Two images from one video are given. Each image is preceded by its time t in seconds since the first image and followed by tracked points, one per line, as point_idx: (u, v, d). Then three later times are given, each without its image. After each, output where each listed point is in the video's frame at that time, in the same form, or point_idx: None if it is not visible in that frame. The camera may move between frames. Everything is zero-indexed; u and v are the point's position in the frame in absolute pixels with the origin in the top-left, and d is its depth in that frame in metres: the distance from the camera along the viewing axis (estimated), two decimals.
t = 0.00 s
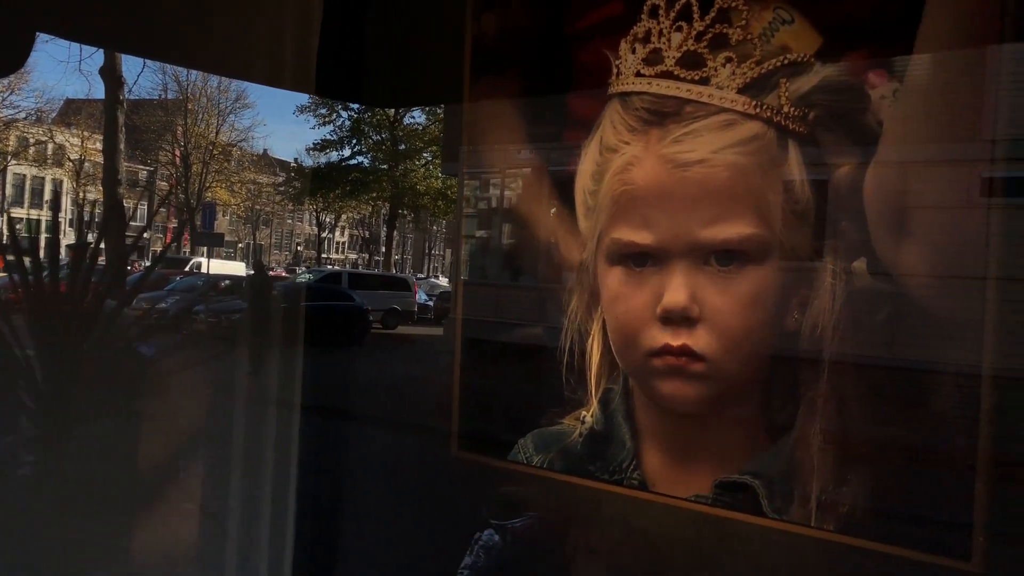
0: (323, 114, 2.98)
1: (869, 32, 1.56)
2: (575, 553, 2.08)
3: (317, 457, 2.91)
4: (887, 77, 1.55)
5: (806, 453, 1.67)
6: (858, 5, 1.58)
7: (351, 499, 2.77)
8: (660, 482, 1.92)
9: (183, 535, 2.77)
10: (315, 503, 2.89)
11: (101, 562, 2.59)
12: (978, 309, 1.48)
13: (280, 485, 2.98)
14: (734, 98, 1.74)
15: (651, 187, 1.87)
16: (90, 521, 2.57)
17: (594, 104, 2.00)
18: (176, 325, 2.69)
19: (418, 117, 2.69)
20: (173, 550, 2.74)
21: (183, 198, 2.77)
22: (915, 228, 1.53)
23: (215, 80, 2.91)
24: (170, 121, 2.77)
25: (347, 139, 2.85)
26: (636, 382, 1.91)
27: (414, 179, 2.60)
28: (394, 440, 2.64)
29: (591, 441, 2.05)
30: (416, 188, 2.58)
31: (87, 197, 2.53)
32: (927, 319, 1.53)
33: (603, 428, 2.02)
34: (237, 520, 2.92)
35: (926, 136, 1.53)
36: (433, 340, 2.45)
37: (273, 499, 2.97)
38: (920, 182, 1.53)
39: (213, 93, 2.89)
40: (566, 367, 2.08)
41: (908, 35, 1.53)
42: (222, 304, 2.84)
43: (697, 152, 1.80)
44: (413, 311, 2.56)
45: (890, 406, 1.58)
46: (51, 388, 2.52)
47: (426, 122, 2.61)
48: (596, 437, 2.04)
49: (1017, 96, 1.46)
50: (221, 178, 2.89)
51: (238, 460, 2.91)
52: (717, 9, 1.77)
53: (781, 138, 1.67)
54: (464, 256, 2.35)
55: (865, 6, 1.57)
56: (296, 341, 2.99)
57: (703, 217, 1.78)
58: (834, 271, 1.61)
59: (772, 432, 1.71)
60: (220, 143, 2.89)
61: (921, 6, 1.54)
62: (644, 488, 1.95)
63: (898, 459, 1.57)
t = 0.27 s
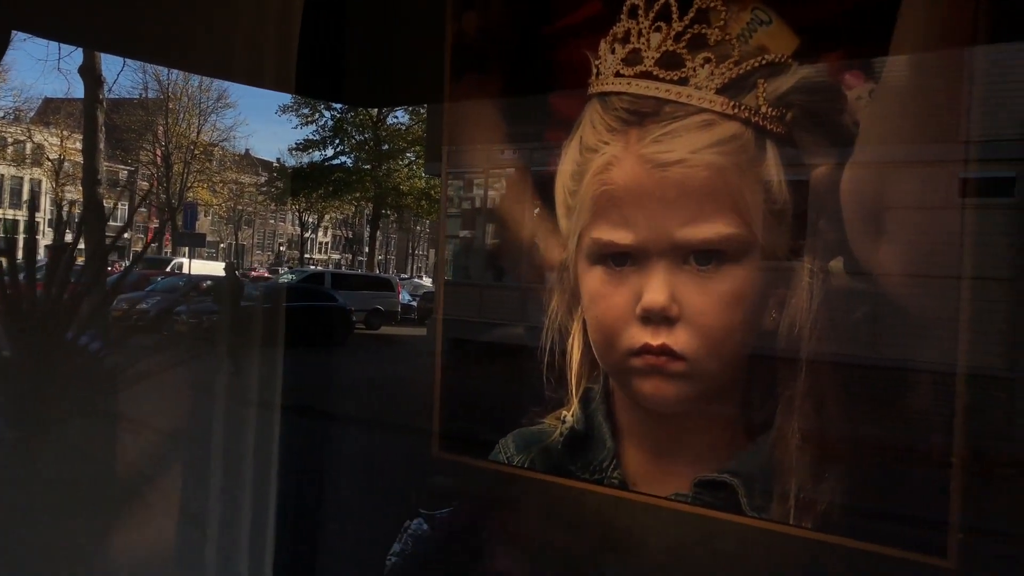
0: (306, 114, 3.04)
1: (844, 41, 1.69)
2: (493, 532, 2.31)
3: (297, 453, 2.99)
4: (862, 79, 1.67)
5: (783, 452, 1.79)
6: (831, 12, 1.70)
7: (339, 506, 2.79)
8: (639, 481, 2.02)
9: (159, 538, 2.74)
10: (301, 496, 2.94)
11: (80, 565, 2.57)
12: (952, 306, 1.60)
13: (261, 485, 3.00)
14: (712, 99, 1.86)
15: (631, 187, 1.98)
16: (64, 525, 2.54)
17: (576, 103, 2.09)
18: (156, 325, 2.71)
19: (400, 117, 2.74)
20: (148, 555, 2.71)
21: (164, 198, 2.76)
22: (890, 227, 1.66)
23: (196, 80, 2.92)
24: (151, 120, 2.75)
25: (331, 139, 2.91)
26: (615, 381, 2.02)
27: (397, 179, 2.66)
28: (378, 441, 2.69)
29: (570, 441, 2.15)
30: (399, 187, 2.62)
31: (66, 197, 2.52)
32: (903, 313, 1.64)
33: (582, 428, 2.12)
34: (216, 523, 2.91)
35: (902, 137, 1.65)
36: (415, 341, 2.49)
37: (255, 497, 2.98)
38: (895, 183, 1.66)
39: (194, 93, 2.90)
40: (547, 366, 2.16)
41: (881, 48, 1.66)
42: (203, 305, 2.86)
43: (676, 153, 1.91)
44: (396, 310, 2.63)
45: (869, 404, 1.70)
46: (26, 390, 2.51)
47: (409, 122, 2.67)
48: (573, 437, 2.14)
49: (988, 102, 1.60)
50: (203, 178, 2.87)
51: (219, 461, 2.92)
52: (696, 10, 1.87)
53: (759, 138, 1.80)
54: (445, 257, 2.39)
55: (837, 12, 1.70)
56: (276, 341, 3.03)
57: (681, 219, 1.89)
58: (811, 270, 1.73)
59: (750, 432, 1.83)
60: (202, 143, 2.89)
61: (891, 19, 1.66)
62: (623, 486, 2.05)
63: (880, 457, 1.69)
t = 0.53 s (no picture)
0: (290, 115, 3.08)
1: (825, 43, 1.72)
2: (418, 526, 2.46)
3: (280, 452, 3.03)
4: (843, 80, 1.71)
5: (766, 450, 1.82)
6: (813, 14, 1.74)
7: (327, 502, 2.85)
8: (623, 481, 2.04)
9: (144, 541, 2.73)
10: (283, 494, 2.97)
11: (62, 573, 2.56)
12: (931, 305, 1.64)
13: (245, 488, 2.98)
14: (695, 99, 1.88)
15: (615, 187, 1.99)
16: (54, 525, 2.54)
17: (560, 104, 2.10)
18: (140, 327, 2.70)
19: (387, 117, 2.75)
20: (134, 561, 2.71)
21: (147, 199, 2.74)
22: (871, 229, 1.69)
23: (179, 80, 2.91)
24: (133, 120, 2.73)
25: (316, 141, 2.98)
26: (599, 381, 2.04)
27: (383, 179, 2.66)
28: (363, 442, 2.69)
29: (556, 441, 2.16)
30: (386, 188, 2.62)
31: (49, 197, 2.48)
32: (883, 313, 1.68)
33: (568, 428, 2.13)
34: (200, 525, 2.88)
35: (883, 137, 1.69)
36: (402, 341, 2.48)
37: (241, 500, 2.97)
38: (875, 183, 1.69)
39: (178, 93, 2.89)
40: (531, 367, 2.18)
41: (862, 51, 1.69)
42: (187, 307, 2.86)
43: (659, 154, 1.93)
44: (382, 312, 2.60)
45: (849, 402, 1.73)
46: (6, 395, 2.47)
47: (395, 122, 2.68)
48: (558, 438, 2.15)
49: (966, 104, 1.63)
50: (186, 179, 2.86)
51: (203, 465, 2.91)
52: (678, 12, 1.90)
53: (741, 139, 1.82)
54: (431, 260, 2.38)
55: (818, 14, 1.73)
56: (259, 342, 3.08)
57: (663, 220, 1.91)
58: (793, 271, 1.76)
59: (733, 430, 1.86)
60: (186, 143, 2.88)
61: (872, 21, 1.69)
62: (608, 486, 2.06)
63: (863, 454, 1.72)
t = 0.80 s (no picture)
0: (277, 116, 3.08)
1: (808, 46, 1.74)
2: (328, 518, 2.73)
3: (267, 455, 3.01)
4: (826, 81, 1.73)
5: (751, 450, 1.83)
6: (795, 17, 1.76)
7: (316, 507, 2.80)
8: (610, 481, 2.05)
9: (130, 543, 2.75)
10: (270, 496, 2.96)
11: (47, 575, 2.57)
12: (913, 305, 1.66)
13: (232, 491, 2.98)
14: (679, 101, 1.90)
15: (600, 188, 2.00)
16: (38, 529, 2.55)
17: (547, 106, 2.11)
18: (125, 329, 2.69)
19: (374, 119, 2.76)
20: (119, 563, 2.72)
21: (133, 200, 2.73)
22: (853, 230, 1.71)
23: (165, 82, 2.92)
24: (119, 122, 2.72)
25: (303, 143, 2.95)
26: (585, 381, 2.05)
27: (371, 181, 2.66)
28: (351, 444, 2.68)
29: (543, 442, 2.16)
30: (373, 190, 2.63)
31: (33, 199, 2.46)
32: (866, 313, 1.70)
33: (554, 428, 2.14)
34: (188, 527, 2.90)
35: (865, 138, 1.70)
36: (390, 343, 2.48)
37: (227, 502, 2.97)
38: (858, 184, 1.71)
39: (165, 95, 2.90)
40: (518, 367, 2.18)
41: (844, 54, 1.71)
42: (175, 309, 2.85)
43: (644, 155, 1.94)
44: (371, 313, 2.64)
45: (833, 401, 1.75)
46: None
47: (382, 123, 2.69)
48: (545, 439, 2.16)
49: (948, 105, 1.65)
50: (173, 181, 2.85)
51: (190, 466, 2.92)
52: (663, 14, 1.91)
53: (726, 141, 1.84)
54: (419, 261, 2.38)
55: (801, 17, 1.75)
56: (245, 344, 3.05)
57: (649, 221, 1.92)
58: (777, 271, 1.77)
59: (719, 430, 1.87)
60: (172, 145, 2.85)
61: (854, 23, 1.71)
62: (596, 487, 2.07)
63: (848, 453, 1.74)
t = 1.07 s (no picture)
0: (266, 119, 3.16)
1: (793, 46, 1.76)
2: (298, 509, 2.99)
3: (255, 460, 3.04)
4: (810, 83, 1.74)
5: (738, 449, 1.84)
6: (780, 17, 1.77)
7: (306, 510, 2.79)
8: (598, 480, 2.06)
9: (117, 559, 2.63)
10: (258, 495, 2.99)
11: None
12: (897, 304, 1.68)
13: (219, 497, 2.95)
14: (665, 102, 1.91)
15: (587, 189, 2.01)
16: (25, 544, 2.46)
17: (534, 107, 2.11)
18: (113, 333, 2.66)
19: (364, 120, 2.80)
20: None
21: (121, 203, 2.70)
22: (837, 230, 1.73)
23: (153, 84, 2.95)
24: (106, 123, 2.69)
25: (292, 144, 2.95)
26: (574, 382, 2.05)
27: (361, 182, 2.66)
28: (341, 446, 2.68)
29: (532, 442, 2.17)
30: (363, 191, 2.64)
31: (20, 201, 2.38)
32: (850, 313, 1.71)
33: (542, 429, 2.15)
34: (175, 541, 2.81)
35: (849, 139, 1.72)
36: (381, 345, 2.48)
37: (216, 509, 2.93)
38: (842, 185, 1.72)
39: (153, 96, 2.92)
40: (506, 368, 2.19)
41: (828, 54, 1.72)
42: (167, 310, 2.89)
43: (630, 156, 1.95)
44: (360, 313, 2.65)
45: (818, 401, 1.76)
46: None
47: (373, 125, 2.73)
48: (534, 439, 2.16)
49: (928, 108, 1.68)
50: (162, 183, 2.87)
51: (177, 472, 2.90)
52: (649, 16, 1.92)
53: (711, 142, 1.84)
54: (410, 263, 2.37)
55: (785, 18, 1.76)
56: (234, 344, 3.20)
57: (636, 222, 1.93)
58: (763, 271, 1.78)
59: (706, 429, 1.88)
60: (161, 147, 2.88)
61: (838, 25, 1.72)
62: (584, 486, 2.08)
63: (833, 452, 1.75)
